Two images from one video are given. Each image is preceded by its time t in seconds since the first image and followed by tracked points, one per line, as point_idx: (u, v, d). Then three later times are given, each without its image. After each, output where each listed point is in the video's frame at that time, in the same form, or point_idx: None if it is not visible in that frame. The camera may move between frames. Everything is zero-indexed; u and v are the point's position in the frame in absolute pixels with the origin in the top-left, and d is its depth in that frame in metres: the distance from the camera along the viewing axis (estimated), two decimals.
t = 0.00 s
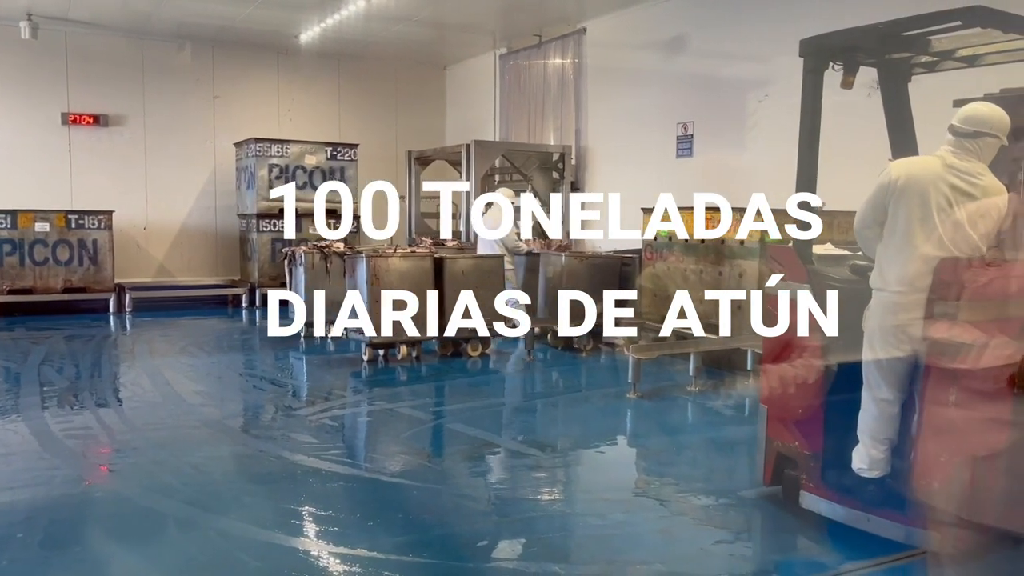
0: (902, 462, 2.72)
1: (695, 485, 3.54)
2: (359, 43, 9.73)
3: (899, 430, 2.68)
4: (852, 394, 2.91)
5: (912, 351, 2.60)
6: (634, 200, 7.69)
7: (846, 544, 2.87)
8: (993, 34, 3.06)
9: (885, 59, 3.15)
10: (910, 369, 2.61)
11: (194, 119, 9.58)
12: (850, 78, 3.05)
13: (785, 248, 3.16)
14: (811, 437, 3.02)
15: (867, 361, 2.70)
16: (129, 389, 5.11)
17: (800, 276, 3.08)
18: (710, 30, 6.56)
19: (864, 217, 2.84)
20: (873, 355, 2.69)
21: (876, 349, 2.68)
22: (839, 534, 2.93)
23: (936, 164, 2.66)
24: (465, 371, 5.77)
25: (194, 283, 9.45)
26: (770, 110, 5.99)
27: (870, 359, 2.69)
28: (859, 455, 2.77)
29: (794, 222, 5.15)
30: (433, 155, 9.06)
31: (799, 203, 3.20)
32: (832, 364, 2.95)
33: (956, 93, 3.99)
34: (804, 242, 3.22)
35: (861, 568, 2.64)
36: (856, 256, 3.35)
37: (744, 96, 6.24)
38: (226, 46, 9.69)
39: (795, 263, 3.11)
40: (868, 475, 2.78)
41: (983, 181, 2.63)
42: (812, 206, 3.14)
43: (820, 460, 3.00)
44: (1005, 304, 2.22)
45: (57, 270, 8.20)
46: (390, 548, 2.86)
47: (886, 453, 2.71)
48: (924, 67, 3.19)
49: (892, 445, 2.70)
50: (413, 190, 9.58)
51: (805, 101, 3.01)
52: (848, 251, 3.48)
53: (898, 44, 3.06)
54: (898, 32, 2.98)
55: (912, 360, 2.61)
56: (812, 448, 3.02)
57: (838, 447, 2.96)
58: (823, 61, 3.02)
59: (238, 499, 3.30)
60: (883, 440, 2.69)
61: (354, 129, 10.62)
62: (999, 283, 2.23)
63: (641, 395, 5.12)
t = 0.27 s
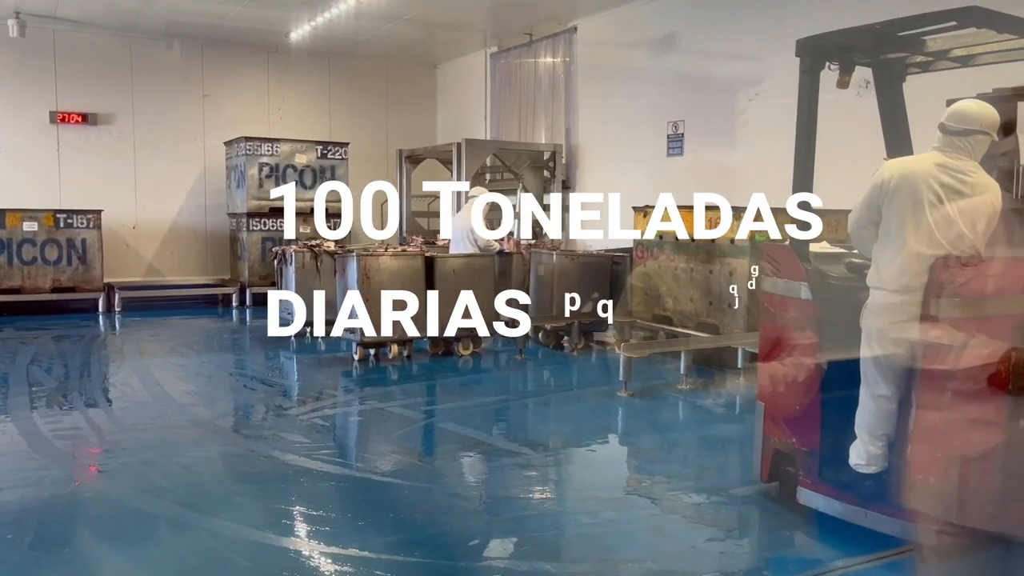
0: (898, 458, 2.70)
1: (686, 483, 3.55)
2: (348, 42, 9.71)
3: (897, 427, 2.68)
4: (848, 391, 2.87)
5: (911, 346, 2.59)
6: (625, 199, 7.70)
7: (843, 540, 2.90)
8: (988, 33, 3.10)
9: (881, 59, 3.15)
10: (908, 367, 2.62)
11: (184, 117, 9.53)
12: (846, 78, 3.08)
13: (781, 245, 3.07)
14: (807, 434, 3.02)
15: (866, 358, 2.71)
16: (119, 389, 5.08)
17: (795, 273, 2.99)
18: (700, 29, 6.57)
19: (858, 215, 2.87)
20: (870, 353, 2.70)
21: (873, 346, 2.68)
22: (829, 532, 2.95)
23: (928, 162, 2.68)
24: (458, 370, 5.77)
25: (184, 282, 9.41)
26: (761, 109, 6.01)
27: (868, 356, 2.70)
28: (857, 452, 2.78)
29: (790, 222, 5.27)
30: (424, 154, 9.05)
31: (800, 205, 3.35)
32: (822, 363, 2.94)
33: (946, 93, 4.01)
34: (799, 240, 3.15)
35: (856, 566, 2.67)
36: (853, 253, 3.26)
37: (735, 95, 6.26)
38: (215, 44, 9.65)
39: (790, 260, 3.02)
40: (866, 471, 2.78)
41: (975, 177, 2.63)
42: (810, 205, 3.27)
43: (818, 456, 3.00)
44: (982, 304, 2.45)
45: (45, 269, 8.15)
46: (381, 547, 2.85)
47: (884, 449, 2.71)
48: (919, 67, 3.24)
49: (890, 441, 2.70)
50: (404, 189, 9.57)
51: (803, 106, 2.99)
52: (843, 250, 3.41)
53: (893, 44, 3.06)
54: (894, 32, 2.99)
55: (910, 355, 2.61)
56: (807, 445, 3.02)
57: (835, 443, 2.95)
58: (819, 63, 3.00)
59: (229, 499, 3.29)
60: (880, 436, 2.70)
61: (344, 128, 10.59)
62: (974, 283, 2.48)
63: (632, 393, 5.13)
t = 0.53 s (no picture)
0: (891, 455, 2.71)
1: (677, 482, 3.56)
2: (339, 40, 9.67)
3: (889, 424, 2.70)
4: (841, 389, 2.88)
5: (904, 344, 2.62)
6: (617, 198, 7.71)
7: (834, 537, 2.91)
8: (978, 34, 3.13)
9: (872, 59, 3.17)
10: (900, 364, 2.64)
11: (173, 116, 9.48)
12: (838, 78, 3.09)
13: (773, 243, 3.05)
14: (799, 431, 3.02)
15: (858, 356, 2.72)
16: (108, 389, 5.06)
17: (787, 271, 2.99)
18: (691, 28, 6.58)
19: (853, 215, 2.88)
20: (863, 349, 2.71)
21: (866, 344, 2.69)
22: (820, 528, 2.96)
23: (923, 159, 2.71)
24: (449, 369, 5.77)
25: (174, 282, 9.37)
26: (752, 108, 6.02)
27: (860, 354, 2.71)
28: (849, 449, 2.79)
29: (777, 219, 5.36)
30: (415, 153, 9.03)
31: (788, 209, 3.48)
32: (811, 361, 2.96)
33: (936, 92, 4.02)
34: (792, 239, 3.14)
35: (847, 562, 2.68)
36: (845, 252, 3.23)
37: (726, 94, 6.27)
38: (204, 42, 9.60)
39: (782, 257, 3.01)
40: (858, 468, 2.79)
41: (968, 176, 2.68)
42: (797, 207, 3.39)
43: (811, 454, 2.99)
44: (960, 304, 2.57)
45: (34, 269, 8.10)
46: (372, 547, 2.85)
47: (876, 446, 2.72)
48: (911, 67, 3.30)
49: (882, 439, 2.71)
50: (394, 188, 9.55)
51: (795, 111, 3.04)
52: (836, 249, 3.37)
53: (885, 44, 3.08)
54: (886, 32, 3.00)
55: (902, 354, 2.62)
56: (800, 442, 3.03)
57: (828, 440, 2.95)
58: (813, 63, 3.01)
59: (220, 500, 3.27)
60: (873, 433, 2.71)
61: (335, 126, 10.55)
62: (948, 282, 2.59)
63: (623, 392, 5.14)
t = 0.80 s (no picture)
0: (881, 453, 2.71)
1: (668, 480, 3.57)
2: (329, 39, 9.65)
3: (879, 424, 2.70)
4: (831, 387, 2.89)
5: (893, 344, 2.62)
6: (607, 197, 7.72)
7: (824, 535, 2.91)
8: (966, 34, 3.15)
9: (861, 58, 3.18)
10: (891, 361, 2.63)
11: (163, 115, 9.45)
12: (827, 77, 3.10)
13: (763, 243, 3.07)
14: (790, 430, 3.02)
15: (848, 355, 2.72)
16: (98, 390, 5.03)
17: (778, 271, 3.00)
18: (681, 27, 6.59)
19: (842, 213, 2.89)
20: (853, 348, 2.71)
21: (855, 343, 2.70)
22: (811, 527, 2.97)
23: (914, 158, 2.74)
24: (440, 369, 5.77)
25: (164, 281, 9.33)
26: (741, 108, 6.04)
27: (851, 352, 2.71)
28: (839, 448, 2.79)
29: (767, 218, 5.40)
30: (406, 152, 9.02)
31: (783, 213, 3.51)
32: (802, 359, 2.96)
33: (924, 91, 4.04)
34: (782, 237, 3.16)
35: (836, 561, 2.69)
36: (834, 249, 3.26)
37: (716, 93, 6.28)
38: (194, 41, 9.56)
39: (773, 257, 3.02)
40: (848, 467, 2.79)
41: (957, 176, 2.72)
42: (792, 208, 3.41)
43: (801, 452, 3.00)
44: (947, 302, 2.54)
45: (23, 269, 8.05)
46: (363, 547, 2.85)
47: (866, 445, 2.72)
48: (899, 67, 3.33)
49: (872, 437, 2.71)
50: (385, 187, 9.53)
51: (784, 111, 3.04)
52: (826, 247, 3.38)
53: (873, 44, 3.10)
54: (874, 31, 3.01)
55: (892, 354, 2.63)
56: (790, 441, 3.03)
57: (818, 439, 2.95)
58: (802, 62, 3.02)
59: (211, 500, 3.26)
60: (862, 432, 2.71)
61: (325, 125, 10.53)
62: (925, 280, 2.58)
63: (615, 391, 5.15)
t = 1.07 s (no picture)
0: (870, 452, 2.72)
1: (659, 479, 3.58)
2: (321, 38, 9.62)
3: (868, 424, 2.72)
4: (822, 387, 2.91)
5: (882, 344, 2.63)
6: (599, 196, 7.73)
7: (814, 534, 2.93)
8: (955, 33, 3.17)
9: (851, 57, 3.19)
10: (879, 361, 2.63)
11: (154, 115, 9.40)
12: (817, 77, 3.11)
13: (754, 242, 3.08)
14: (781, 429, 3.03)
15: (838, 354, 2.73)
16: (88, 391, 5.00)
17: (769, 270, 3.01)
18: (673, 27, 6.59)
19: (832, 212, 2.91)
20: (843, 348, 2.71)
21: (845, 342, 2.70)
22: (801, 527, 2.98)
23: (903, 158, 2.76)
24: (432, 368, 5.77)
25: (155, 282, 9.29)
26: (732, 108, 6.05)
27: (841, 352, 2.72)
28: (829, 447, 2.80)
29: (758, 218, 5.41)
30: (398, 151, 9.00)
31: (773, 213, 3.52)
32: (793, 359, 2.97)
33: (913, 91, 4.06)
34: (773, 237, 3.17)
35: (826, 559, 2.71)
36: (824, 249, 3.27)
37: (707, 93, 6.29)
38: (184, 40, 9.52)
39: (764, 257, 3.03)
40: (838, 466, 2.80)
41: (945, 175, 2.74)
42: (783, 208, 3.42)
43: (791, 451, 3.01)
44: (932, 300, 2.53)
45: (12, 269, 8.01)
46: (355, 547, 2.84)
47: (856, 444, 2.73)
48: (888, 66, 3.35)
49: (862, 437, 2.73)
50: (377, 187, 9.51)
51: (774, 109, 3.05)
52: (816, 247, 3.40)
53: (863, 44, 3.11)
54: (863, 31, 3.02)
55: (881, 353, 2.63)
56: (781, 440, 3.04)
57: (808, 438, 2.96)
58: (792, 62, 3.03)
59: (202, 501, 3.25)
60: (853, 432, 2.72)
61: (317, 124, 10.50)
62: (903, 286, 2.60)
63: (606, 390, 5.16)
